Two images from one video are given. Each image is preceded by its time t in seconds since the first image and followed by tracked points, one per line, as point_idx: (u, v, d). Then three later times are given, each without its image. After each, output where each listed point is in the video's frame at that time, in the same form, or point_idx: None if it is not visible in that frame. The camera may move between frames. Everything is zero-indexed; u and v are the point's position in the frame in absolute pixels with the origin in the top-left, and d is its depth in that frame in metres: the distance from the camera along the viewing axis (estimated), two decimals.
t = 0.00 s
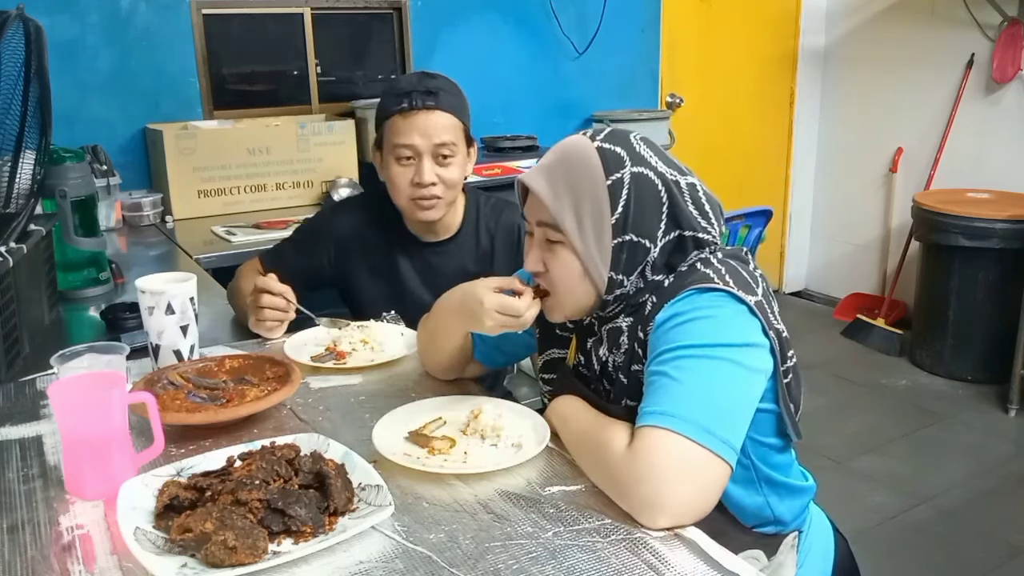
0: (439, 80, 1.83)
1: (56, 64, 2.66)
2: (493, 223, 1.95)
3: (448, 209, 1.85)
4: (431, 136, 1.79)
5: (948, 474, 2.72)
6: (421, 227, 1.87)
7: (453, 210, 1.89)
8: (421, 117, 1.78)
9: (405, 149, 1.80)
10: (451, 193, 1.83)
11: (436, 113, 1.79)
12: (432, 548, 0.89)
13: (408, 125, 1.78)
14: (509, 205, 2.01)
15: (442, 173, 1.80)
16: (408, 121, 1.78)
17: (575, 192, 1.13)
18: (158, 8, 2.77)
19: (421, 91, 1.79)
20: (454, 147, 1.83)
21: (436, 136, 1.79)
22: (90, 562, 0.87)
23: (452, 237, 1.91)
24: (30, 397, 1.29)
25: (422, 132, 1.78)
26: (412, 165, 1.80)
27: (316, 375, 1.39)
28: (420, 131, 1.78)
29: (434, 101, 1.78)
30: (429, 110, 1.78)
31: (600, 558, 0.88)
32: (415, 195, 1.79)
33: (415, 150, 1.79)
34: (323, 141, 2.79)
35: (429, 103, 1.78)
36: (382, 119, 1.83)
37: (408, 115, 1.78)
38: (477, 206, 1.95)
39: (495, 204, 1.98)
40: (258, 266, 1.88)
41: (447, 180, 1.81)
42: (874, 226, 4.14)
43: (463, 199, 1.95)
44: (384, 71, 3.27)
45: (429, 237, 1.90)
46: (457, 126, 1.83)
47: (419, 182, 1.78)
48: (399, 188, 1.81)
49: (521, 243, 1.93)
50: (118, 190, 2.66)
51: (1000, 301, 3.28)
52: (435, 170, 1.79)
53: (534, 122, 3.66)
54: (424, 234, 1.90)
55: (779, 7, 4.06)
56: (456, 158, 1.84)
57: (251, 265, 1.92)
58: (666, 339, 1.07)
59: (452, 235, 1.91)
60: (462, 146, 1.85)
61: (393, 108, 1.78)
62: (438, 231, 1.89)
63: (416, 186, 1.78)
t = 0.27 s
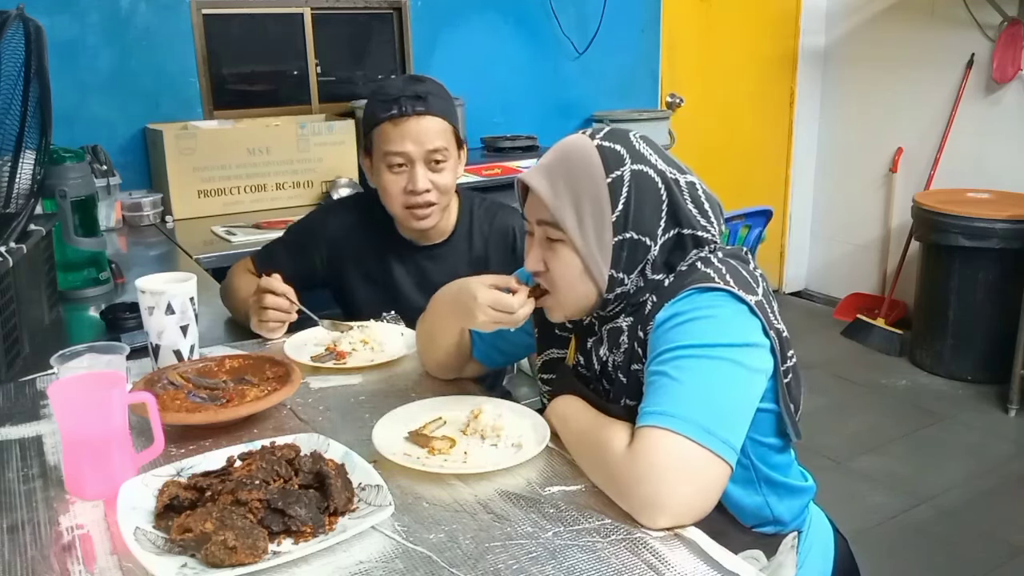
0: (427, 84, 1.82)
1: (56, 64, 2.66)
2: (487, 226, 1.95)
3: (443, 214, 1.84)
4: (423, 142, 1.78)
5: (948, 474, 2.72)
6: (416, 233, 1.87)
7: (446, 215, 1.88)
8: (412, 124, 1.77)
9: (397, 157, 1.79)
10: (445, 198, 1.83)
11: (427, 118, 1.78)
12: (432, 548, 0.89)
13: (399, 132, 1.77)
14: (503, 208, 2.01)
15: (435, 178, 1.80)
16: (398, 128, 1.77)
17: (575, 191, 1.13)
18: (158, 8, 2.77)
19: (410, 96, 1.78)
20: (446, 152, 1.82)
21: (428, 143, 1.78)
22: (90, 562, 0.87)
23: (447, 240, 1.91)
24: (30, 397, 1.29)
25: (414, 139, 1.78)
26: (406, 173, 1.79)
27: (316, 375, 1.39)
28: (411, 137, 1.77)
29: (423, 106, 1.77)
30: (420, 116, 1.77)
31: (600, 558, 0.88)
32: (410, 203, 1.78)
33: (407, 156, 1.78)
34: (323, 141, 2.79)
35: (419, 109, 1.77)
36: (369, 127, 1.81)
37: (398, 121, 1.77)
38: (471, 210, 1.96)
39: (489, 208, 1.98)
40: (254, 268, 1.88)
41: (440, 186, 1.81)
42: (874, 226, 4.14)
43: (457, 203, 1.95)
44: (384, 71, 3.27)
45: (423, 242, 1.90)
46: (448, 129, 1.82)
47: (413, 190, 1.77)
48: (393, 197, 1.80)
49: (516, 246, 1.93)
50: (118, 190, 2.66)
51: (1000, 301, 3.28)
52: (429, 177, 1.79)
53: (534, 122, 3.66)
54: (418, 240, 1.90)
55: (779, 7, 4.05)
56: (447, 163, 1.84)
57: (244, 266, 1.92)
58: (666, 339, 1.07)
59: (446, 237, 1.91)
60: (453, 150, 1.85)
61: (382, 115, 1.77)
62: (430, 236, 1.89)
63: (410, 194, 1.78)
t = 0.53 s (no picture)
0: (433, 97, 1.79)
1: (56, 65, 2.66)
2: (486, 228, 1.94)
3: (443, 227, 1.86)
4: (426, 160, 1.77)
5: (948, 474, 2.72)
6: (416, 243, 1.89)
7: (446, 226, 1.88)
8: (416, 142, 1.75)
9: (400, 172, 1.78)
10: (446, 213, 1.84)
11: (432, 135, 1.77)
12: (432, 548, 0.89)
13: (404, 150, 1.76)
14: (502, 210, 2.00)
15: (436, 196, 1.80)
16: (402, 145, 1.76)
17: (572, 190, 1.13)
18: (158, 8, 2.77)
19: (417, 113, 1.75)
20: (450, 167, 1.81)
21: (430, 160, 1.77)
22: (90, 562, 0.87)
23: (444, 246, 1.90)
24: (30, 397, 1.29)
25: (417, 156, 1.76)
26: (407, 189, 1.79)
27: (316, 375, 1.39)
28: (415, 155, 1.76)
29: (429, 123, 1.76)
30: (425, 133, 1.76)
31: (600, 558, 0.88)
32: (411, 220, 1.80)
33: (409, 173, 1.78)
34: (323, 141, 2.79)
35: (424, 126, 1.75)
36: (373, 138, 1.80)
37: (404, 139, 1.75)
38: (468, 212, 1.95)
39: (487, 210, 1.97)
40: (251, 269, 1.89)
41: (442, 204, 1.82)
42: (874, 225, 4.14)
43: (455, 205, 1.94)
44: (384, 71, 3.27)
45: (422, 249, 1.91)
46: (453, 144, 1.81)
47: (415, 208, 1.78)
48: (394, 212, 1.81)
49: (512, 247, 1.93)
50: (118, 190, 2.66)
51: (1000, 301, 3.28)
52: (431, 195, 1.79)
53: (534, 122, 3.66)
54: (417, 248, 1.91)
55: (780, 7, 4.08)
56: (451, 179, 1.83)
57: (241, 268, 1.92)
58: (664, 339, 1.07)
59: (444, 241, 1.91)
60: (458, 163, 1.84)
61: (387, 130, 1.75)
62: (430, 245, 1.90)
63: (412, 211, 1.79)
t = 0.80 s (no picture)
0: (439, 99, 1.80)
1: (56, 64, 2.66)
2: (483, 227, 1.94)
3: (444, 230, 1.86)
4: (431, 161, 1.77)
5: (948, 474, 2.72)
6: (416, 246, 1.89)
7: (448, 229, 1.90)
8: (422, 142, 1.76)
9: (404, 173, 1.78)
10: (448, 215, 1.85)
11: (438, 136, 1.77)
12: (432, 548, 0.89)
13: (409, 150, 1.76)
14: (500, 214, 2.01)
15: (440, 198, 1.81)
16: (408, 145, 1.76)
17: (571, 188, 1.13)
18: (158, 8, 2.77)
19: (425, 114, 1.76)
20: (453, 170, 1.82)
21: (436, 161, 1.78)
22: (90, 562, 0.87)
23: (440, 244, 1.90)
24: (30, 397, 1.29)
25: (423, 157, 1.77)
26: (411, 190, 1.79)
27: (316, 375, 1.39)
28: (421, 155, 1.76)
29: (436, 125, 1.76)
30: (431, 135, 1.76)
31: (600, 558, 0.88)
32: (414, 220, 1.80)
33: (414, 174, 1.78)
34: (323, 141, 2.79)
35: (431, 128, 1.76)
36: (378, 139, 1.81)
37: (410, 139, 1.76)
38: (467, 212, 1.95)
39: (485, 212, 1.98)
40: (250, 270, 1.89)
41: (445, 205, 1.82)
42: (874, 225, 4.14)
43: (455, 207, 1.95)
44: (384, 71, 3.27)
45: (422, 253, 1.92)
46: (457, 147, 1.82)
47: (418, 208, 1.78)
48: (396, 212, 1.81)
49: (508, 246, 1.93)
50: (118, 190, 2.66)
51: (1000, 301, 3.28)
52: (435, 196, 1.80)
53: (534, 122, 3.66)
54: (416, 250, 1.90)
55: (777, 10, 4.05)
56: (455, 182, 1.83)
57: (240, 269, 1.92)
58: (663, 339, 1.07)
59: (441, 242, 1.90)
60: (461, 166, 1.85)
61: (393, 130, 1.76)
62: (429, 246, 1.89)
63: (416, 211, 1.79)
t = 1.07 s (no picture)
0: (433, 82, 1.82)
1: (56, 65, 2.66)
2: (482, 232, 1.94)
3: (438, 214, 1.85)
4: (422, 138, 1.78)
5: (948, 474, 2.72)
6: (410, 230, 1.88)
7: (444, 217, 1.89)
8: (413, 120, 1.77)
9: (395, 151, 1.79)
10: (441, 198, 1.83)
11: (429, 115, 1.78)
12: (432, 548, 0.89)
13: (400, 127, 1.78)
14: (501, 214, 1.99)
15: (430, 176, 1.80)
16: (399, 122, 1.78)
17: (572, 185, 1.13)
18: (158, 8, 2.77)
19: (416, 93, 1.78)
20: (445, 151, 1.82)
21: (426, 139, 1.78)
22: (90, 562, 0.87)
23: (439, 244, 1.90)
24: (30, 397, 1.29)
25: (414, 135, 1.78)
26: (401, 167, 1.80)
27: (316, 375, 1.39)
28: (411, 133, 1.77)
29: (427, 103, 1.78)
30: (422, 113, 1.78)
31: (600, 558, 0.88)
32: (402, 197, 1.79)
33: (405, 151, 1.79)
34: (323, 141, 2.79)
35: (422, 105, 1.77)
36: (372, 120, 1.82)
37: (401, 116, 1.77)
38: (466, 215, 1.94)
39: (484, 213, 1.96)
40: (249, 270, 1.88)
41: (436, 185, 1.81)
42: (874, 225, 4.14)
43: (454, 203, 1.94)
44: (384, 71, 3.27)
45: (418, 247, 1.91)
46: (449, 129, 1.82)
47: (408, 185, 1.78)
48: (387, 190, 1.81)
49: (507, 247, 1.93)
50: (118, 190, 2.66)
51: (1000, 301, 3.28)
52: (425, 174, 1.79)
53: (534, 122, 3.66)
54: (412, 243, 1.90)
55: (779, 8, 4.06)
56: (446, 163, 1.83)
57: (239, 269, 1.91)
58: (663, 339, 1.07)
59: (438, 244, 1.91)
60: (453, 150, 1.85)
61: (385, 108, 1.78)
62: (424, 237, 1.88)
63: (405, 188, 1.79)
